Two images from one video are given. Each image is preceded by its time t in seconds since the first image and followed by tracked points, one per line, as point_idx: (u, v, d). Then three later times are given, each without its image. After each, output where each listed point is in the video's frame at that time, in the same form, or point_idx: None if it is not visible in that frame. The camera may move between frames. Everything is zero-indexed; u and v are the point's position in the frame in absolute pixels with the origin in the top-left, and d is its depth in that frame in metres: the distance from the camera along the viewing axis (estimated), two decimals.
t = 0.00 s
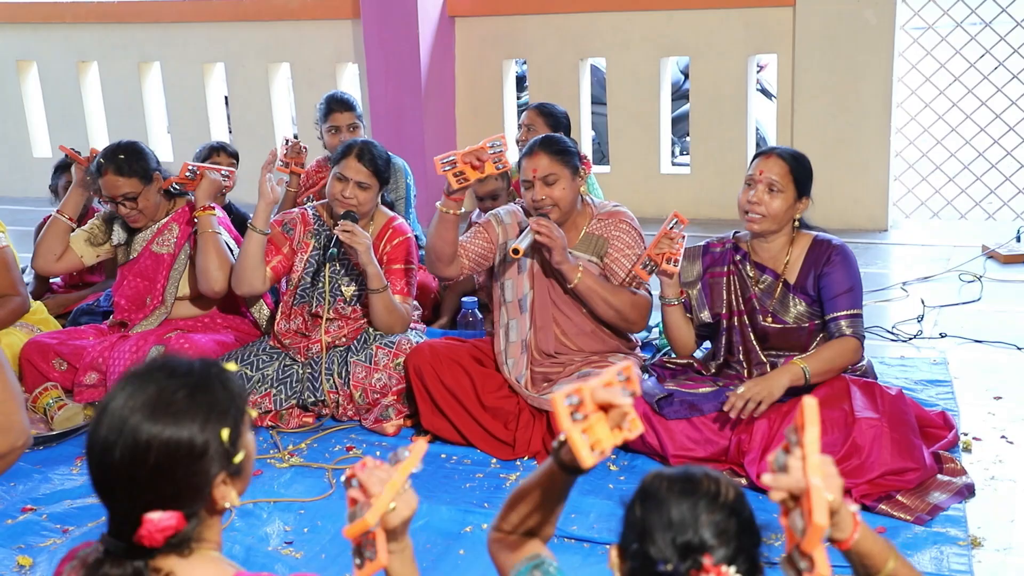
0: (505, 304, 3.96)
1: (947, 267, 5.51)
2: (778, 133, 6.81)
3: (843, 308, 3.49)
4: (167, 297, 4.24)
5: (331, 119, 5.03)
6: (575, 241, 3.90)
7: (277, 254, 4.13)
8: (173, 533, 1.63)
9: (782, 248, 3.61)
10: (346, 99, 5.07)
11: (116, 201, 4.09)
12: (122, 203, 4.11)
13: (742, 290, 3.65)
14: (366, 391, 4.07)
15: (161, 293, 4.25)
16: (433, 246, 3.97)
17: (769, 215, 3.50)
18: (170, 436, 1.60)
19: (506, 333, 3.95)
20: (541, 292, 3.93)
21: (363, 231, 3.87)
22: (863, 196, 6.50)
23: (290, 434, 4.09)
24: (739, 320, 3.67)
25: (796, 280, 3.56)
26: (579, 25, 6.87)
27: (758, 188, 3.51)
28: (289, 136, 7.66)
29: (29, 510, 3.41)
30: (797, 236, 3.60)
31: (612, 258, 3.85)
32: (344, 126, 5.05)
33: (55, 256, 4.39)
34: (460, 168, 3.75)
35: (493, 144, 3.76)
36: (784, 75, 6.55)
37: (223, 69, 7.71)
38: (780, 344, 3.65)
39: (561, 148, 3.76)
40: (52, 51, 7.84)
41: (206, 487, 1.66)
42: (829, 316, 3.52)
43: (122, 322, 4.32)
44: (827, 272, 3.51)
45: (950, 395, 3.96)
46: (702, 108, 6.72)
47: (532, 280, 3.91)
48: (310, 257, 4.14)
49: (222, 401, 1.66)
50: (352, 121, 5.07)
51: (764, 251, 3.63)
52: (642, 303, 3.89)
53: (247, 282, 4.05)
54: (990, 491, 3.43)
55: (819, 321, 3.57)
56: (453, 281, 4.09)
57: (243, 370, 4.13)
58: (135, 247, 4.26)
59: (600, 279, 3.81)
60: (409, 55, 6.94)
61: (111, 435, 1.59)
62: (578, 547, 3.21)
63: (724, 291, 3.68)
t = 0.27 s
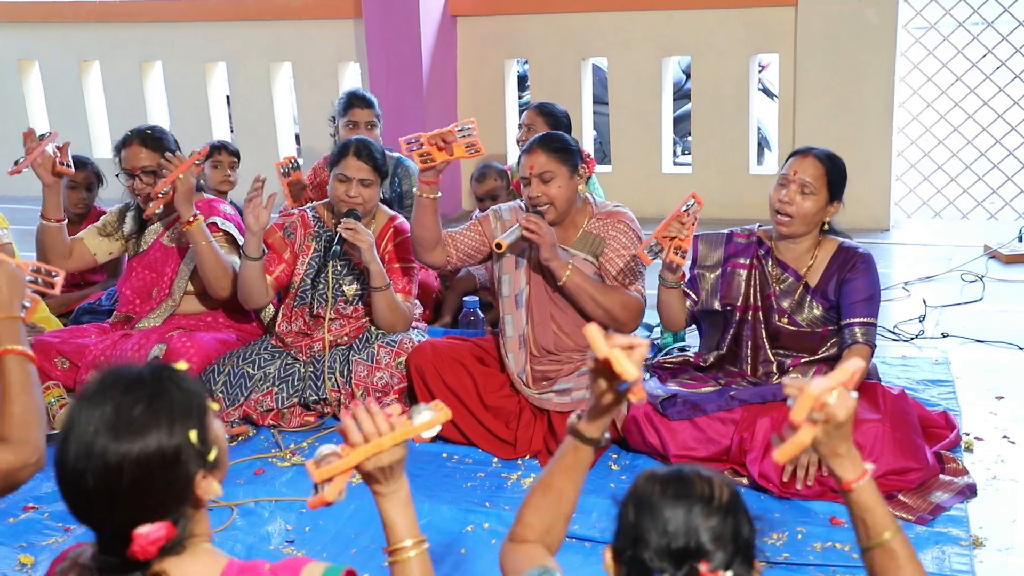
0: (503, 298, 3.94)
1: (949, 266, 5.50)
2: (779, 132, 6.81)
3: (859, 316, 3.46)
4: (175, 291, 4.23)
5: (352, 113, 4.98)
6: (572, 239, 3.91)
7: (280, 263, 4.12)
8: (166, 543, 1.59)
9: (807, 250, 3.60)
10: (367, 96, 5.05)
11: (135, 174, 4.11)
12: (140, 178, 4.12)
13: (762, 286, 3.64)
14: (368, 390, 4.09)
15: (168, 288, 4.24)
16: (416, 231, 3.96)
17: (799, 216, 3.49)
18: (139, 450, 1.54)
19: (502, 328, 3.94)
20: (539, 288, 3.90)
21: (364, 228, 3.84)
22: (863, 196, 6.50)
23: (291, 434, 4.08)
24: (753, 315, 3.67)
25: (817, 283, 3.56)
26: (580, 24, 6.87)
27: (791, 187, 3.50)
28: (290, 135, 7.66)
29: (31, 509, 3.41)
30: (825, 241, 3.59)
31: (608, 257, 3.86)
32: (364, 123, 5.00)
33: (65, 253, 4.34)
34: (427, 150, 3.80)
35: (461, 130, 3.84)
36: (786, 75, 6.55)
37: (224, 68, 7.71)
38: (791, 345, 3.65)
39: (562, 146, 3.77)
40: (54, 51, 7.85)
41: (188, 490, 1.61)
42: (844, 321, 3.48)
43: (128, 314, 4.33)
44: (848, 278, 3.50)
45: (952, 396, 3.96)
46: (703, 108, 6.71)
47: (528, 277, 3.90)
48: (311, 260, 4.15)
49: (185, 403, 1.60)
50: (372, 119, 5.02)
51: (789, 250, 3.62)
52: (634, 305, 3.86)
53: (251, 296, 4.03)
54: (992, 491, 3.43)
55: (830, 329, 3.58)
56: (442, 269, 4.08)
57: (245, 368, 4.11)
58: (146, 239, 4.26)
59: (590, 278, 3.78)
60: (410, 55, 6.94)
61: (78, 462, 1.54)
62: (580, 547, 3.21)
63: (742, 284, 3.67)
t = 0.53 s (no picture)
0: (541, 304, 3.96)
1: (993, 271, 5.43)
2: (820, 134, 6.76)
3: (909, 333, 3.45)
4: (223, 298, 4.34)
5: (416, 113, 4.85)
6: (611, 241, 3.91)
7: (316, 269, 4.20)
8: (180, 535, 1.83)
9: (876, 262, 3.56)
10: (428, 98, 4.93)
11: (188, 167, 4.15)
12: (192, 171, 4.16)
13: (824, 293, 3.60)
14: (406, 389, 4.10)
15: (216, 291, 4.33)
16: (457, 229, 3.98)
17: (871, 232, 3.45)
18: (146, 451, 1.78)
19: (541, 333, 3.95)
20: (576, 292, 3.94)
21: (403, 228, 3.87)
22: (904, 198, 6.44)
23: (329, 432, 4.10)
24: (810, 320, 3.63)
25: (880, 295, 3.54)
26: (620, 25, 6.86)
27: (865, 202, 3.44)
28: (330, 135, 7.70)
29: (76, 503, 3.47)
30: (895, 256, 3.55)
31: (647, 260, 3.85)
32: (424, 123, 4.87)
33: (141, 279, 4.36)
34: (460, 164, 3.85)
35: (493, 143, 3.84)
36: (828, 76, 6.50)
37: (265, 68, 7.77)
38: (846, 354, 3.64)
39: (601, 147, 3.76)
40: (99, 51, 7.95)
41: (198, 482, 1.84)
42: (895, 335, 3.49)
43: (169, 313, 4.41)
44: (908, 294, 3.49)
45: (997, 402, 3.91)
46: (743, 109, 6.68)
47: (565, 280, 3.92)
48: (347, 263, 4.15)
49: (189, 407, 1.83)
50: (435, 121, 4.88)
51: (857, 259, 3.57)
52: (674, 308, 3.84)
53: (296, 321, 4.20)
54: None
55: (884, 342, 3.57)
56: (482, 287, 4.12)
57: (283, 366, 4.14)
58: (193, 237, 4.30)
59: (628, 281, 3.79)
60: (450, 55, 6.96)
61: (96, 462, 1.79)
62: (615, 548, 3.26)
63: (804, 287, 3.62)
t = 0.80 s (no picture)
0: (553, 304, 3.96)
1: (1003, 271, 5.41)
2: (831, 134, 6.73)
3: (925, 337, 3.43)
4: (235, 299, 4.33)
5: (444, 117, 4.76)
6: (623, 240, 3.90)
7: (325, 274, 4.16)
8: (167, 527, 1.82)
9: (900, 269, 3.54)
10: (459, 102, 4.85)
11: (206, 174, 4.15)
12: (211, 179, 4.16)
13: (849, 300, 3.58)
14: (414, 389, 4.10)
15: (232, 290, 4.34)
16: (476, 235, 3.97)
17: (895, 238, 3.42)
18: (133, 441, 1.78)
19: (553, 333, 3.94)
20: (588, 291, 3.94)
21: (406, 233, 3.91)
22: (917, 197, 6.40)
23: (338, 431, 4.11)
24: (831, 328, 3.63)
25: (903, 302, 3.52)
26: (629, 25, 6.85)
27: (889, 209, 3.41)
28: (339, 134, 7.71)
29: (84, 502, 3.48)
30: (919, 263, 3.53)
31: (660, 258, 3.84)
32: (453, 129, 4.80)
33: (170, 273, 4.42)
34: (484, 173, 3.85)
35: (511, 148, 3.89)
36: (838, 76, 6.48)
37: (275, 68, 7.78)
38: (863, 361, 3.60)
39: (613, 148, 3.75)
40: (110, 51, 7.97)
41: (185, 474, 1.84)
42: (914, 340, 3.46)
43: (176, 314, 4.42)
44: (930, 300, 3.46)
45: (1007, 403, 3.89)
46: (754, 109, 6.66)
47: (578, 280, 3.92)
48: (351, 266, 4.15)
49: (175, 398, 1.83)
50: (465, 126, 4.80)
51: (881, 265, 3.56)
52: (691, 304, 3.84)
53: (305, 335, 4.19)
54: None
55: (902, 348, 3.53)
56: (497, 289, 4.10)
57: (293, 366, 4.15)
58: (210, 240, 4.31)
59: (644, 280, 3.79)
60: (460, 55, 6.96)
61: (81, 456, 1.78)
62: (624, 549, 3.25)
63: (829, 295, 3.61)
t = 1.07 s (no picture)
0: (555, 303, 3.98)
1: (1005, 271, 5.41)
2: (832, 134, 6.74)
3: (927, 337, 3.43)
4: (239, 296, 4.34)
5: (452, 116, 4.75)
6: (626, 238, 3.89)
7: (323, 275, 4.14)
8: (153, 519, 1.83)
9: (904, 269, 3.55)
10: (467, 102, 4.82)
11: (208, 171, 4.15)
12: (212, 175, 4.16)
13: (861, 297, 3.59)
14: (416, 389, 4.10)
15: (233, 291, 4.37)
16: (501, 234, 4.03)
17: (892, 234, 3.43)
18: (122, 433, 1.80)
19: (555, 331, 3.96)
20: (591, 289, 3.93)
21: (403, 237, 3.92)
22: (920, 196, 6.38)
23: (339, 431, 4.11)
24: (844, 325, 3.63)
25: (907, 300, 3.52)
26: (631, 25, 6.85)
27: (884, 207, 3.43)
28: (341, 134, 7.71)
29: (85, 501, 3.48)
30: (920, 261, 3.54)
31: (663, 255, 3.84)
32: (462, 129, 4.79)
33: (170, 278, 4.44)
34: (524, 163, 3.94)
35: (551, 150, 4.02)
36: (839, 75, 6.48)
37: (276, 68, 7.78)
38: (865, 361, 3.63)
39: (614, 145, 3.74)
40: (111, 51, 7.97)
41: (175, 469, 1.85)
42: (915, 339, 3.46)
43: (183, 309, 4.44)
44: (932, 299, 3.45)
45: (1009, 402, 3.89)
46: (754, 109, 6.66)
47: (581, 278, 3.93)
48: (351, 266, 4.15)
49: (169, 393, 1.84)
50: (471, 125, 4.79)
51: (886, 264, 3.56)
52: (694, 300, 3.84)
53: (306, 337, 4.17)
54: None
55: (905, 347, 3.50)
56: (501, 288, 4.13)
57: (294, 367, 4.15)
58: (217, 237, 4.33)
59: (650, 276, 3.79)
60: (461, 55, 6.96)
61: (73, 445, 1.81)
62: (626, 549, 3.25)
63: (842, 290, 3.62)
